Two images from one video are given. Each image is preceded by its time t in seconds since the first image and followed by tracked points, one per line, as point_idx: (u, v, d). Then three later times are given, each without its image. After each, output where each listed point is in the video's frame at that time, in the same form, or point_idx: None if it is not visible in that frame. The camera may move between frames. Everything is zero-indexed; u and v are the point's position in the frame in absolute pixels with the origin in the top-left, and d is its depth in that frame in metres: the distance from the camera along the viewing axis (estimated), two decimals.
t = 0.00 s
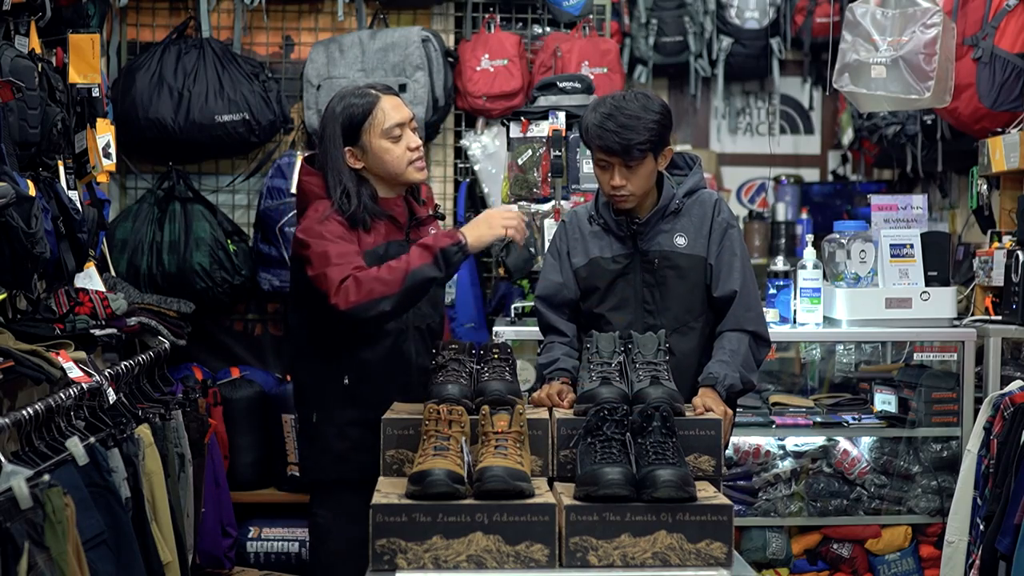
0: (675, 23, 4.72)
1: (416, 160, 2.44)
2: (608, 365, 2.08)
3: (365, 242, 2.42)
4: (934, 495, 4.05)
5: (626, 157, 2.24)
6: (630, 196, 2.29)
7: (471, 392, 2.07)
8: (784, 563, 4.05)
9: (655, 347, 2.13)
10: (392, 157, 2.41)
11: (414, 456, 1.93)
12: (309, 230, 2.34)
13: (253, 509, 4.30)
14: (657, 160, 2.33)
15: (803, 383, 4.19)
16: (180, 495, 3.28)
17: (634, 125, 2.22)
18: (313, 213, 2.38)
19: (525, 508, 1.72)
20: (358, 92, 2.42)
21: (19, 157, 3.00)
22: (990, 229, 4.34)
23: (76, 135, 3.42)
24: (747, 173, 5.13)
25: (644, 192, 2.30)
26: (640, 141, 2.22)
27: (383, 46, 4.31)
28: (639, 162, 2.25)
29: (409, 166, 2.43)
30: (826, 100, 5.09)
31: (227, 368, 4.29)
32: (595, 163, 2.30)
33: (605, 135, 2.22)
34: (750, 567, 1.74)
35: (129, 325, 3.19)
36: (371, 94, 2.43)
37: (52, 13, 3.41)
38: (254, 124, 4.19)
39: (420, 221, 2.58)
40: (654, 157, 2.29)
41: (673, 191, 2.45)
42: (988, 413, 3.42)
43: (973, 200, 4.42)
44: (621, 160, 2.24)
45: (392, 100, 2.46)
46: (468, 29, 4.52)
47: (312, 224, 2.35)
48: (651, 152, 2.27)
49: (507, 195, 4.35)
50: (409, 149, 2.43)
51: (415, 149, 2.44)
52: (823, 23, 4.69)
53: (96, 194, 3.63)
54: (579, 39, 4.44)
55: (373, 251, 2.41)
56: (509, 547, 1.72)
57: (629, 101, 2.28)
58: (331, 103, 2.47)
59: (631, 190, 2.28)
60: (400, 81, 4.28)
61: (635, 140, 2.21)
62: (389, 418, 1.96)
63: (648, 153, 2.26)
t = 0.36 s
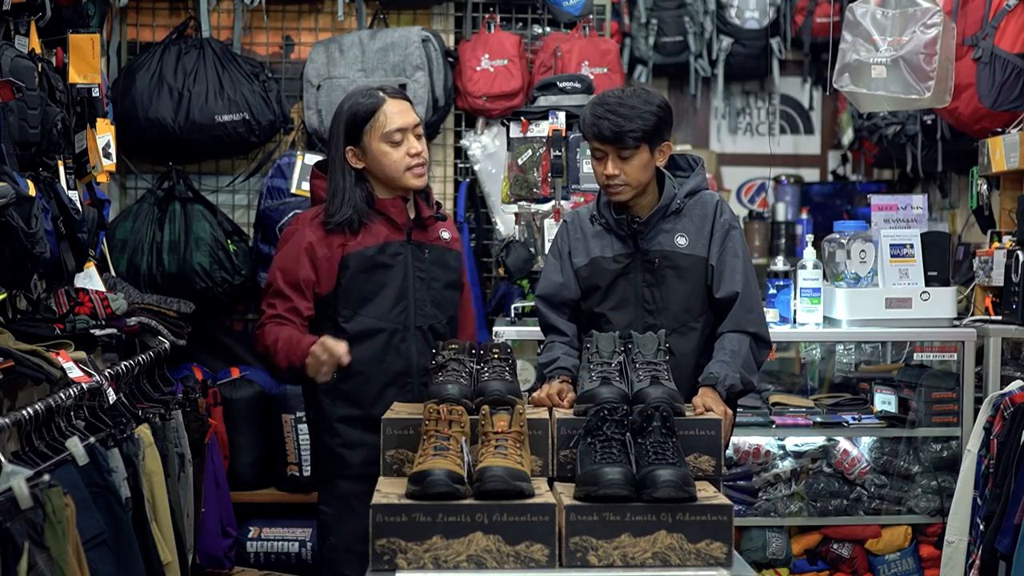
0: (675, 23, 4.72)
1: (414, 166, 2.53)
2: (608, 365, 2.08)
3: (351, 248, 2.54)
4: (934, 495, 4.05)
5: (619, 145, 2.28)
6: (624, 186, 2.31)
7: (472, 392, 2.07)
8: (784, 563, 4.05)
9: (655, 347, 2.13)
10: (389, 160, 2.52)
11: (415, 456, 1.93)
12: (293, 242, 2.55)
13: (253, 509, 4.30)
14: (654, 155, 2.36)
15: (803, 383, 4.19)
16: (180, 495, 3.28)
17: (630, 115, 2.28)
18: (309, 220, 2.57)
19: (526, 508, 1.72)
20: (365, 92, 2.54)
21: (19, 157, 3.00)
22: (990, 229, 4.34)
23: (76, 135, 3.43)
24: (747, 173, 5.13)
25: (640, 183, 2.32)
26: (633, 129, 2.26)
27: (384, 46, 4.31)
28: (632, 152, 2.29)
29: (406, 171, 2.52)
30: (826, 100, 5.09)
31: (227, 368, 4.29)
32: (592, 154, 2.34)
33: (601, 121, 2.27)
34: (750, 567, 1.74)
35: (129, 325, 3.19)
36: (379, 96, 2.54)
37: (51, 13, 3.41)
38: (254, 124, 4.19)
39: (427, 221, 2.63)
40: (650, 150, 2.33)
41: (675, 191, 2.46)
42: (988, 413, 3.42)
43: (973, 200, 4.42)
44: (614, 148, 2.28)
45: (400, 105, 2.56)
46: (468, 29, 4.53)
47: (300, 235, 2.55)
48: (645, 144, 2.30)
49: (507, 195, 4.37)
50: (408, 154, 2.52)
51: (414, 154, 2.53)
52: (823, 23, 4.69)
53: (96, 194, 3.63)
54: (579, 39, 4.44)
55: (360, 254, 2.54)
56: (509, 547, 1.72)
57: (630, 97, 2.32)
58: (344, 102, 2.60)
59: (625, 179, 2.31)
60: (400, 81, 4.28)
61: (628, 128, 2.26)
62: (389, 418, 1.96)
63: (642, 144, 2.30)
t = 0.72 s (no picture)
0: (675, 23, 4.72)
1: (413, 170, 2.52)
2: (608, 365, 2.08)
3: (350, 252, 2.56)
4: (934, 495, 4.05)
5: (598, 148, 2.30)
6: (609, 188, 2.34)
7: (471, 392, 2.06)
8: (784, 563, 4.05)
9: (655, 347, 2.13)
10: (388, 162, 2.52)
11: (414, 456, 1.93)
12: (298, 239, 2.60)
13: (254, 509, 4.30)
14: (642, 155, 2.35)
15: (803, 383, 4.19)
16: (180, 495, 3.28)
17: (607, 116, 2.29)
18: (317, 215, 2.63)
19: (526, 508, 1.72)
20: (375, 91, 2.53)
21: (19, 157, 3.00)
22: (990, 229, 4.34)
23: (76, 135, 3.43)
24: (747, 173, 5.13)
25: (625, 185, 2.34)
26: (609, 131, 2.28)
27: (383, 46, 4.31)
28: (614, 154, 2.30)
29: (404, 174, 2.52)
30: (826, 100, 5.09)
31: (227, 368, 4.29)
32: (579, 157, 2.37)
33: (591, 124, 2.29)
34: (750, 567, 1.74)
35: (129, 325, 3.19)
36: (387, 96, 2.53)
37: (52, 13, 3.40)
38: (254, 124, 4.19)
39: (430, 221, 2.64)
40: (635, 151, 2.32)
41: (673, 191, 2.45)
42: (988, 413, 3.42)
43: (973, 200, 4.41)
44: (594, 151, 2.30)
45: (407, 106, 2.54)
46: (468, 29, 4.53)
47: (304, 230, 2.60)
48: (627, 146, 2.30)
49: (507, 195, 4.35)
50: (407, 158, 2.52)
51: (414, 159, 2.52)
52: (823, 23, 4.70)
53: (96, 194, 3.63)
54: (579, 39, 4.44)
55: (361, 257, 2.55)
56: (509, 547, 1.72)
57: (617, 101, 2.33)
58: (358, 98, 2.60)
59: (609, 181, 2.33)
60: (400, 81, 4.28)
61: (606, 130, 2.28)
62: (389, 418, 1.96)
63: (623, 146, 2.30)
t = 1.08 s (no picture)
0: (675, 23, 4.73)
1: (414, 174, 2.51)
2: (608, 365, 2.08)
3: (347, 250, 2.56)
4: (934, 495, 4.05)
5: (596, 151, 2.30)
6: (608, 192, 2.34)
7: (471, 392, 2.06)
8: (784, 563, 4.05)
9: (655, 347, 2.13)
10: (390, 166, 2.51)
11: (414, 456, 1.92)
12: (294, 236, 2.59)
13: (254, 509, 4.30)
14: (639, 157, 2.36)
15: (803, 383, 4.19)
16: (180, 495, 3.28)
17: (606, 120, 2.29)
18: (314, 213, 2.61)
19: (525, 508, 1.72)
20: (377, 93, 2.51)
21: (19, 157, 3.00)
22: (990, 229, 4.34)
23: (76, 135, 3.42)
24: (747, 173, 5.13)
25: (623, 188, 2.34)
26: (606, 135, 2.28)
27: (383, 46, 4.31)
28: (612, 157, 2.30)
29: (405, 178, 2.51)
30: (826, 100, 5.09)
31: (227, 368, 4.29)
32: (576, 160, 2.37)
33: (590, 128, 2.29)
34: (750, 568, 1.74)
35: (128, 325, 3.19)
36: (391, 99, 2.52)
37: (52, 13, 3.41)
38: (254, 124, 4.19)
39: (429, 221, 2.63)
40: (632, 154, 2.32)
41: (670, 191, 2.46)
42: (988, 413, 3.42)
43: (973, 200, 4.41)
44: (592, 155, 2.30)
45: (411, 110, 2.53)
46: (468, 29, 4.52)
47: (301, 228, 2.59)
48: (625, 149, 2.30)
49: (507, 195, 4.34)
50: (409, 162, 2.50)
51: (417, 163, 2.50)
52: (823, 23, 4.70)
53: (96, 194, 3.63)
54: (579, 39, 4.44)
55: (358, 254, 2.55)
56: (509, 547, 1.72)
57: (613, 104, 2.33)
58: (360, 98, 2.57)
59: (607, 185, 2.33)
60: (400, 81, 4.28)
61: (604, 134, 2.28)
62: (389, 418, 1.96)
63: (621, 149, 2.30)
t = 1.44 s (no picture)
0: (675, 23, 4.73)
1: (434, 180, 2.54)
2: (608, 365, 2.08)
3: (351, 250, 2.58)
4: (934, 495, 4.05)
5: (603, 153, 2.29)
6: (614, 194, 2.33)
7: (471, 392, 2.06)
8: (785, 563, 4.05)
9: (655, 347, 2.13)
10: (413, 175, 2.52)
11: (414, 456, 1.92)
12: (296, 234, 2.54)
13: (254, 509, 4.29)
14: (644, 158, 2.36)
15: (803, 383, 4.19)
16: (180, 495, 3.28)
17: (612, 123, 2.28)
18: (315, 211, 2.57)
19: (525, 508, 1.72)
20: (393, 104, 2.50)
21: (19, 157, 3.00)
22: (990, 229, 4.34)
23: (76, 135, 3.42)
24: (747, 173, 5.13)
25: (629, 190, 2.34)
26: (615, 137, 2.27)
27: (383, 46, 4.30)
28: (619, 159, 2.30)
29: (427, 185, 2.53)
30: (826, 99, 5.09)
31: (227, 368, 4.29)
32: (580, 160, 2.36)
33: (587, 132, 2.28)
34: (750, 568, 1.74)
35: (128, 325, 3.19)
36: (406, 108, 2.51)
37: (52, 12, 3.41)
38: (254, 124, 4.19)
39: (429, 222, 2.64)
40: (638, 154, 2.33)
41: (671, 191, 2.46)
42: (988, 413, 3.42)
43: (973, 200, 4.41)
44: (599, 157, 2.29)
45: (424, 118, 2.54)
46: (468, 29, 4.52)
47: (303, 225, 2.55)
48: (632, 149, 2.31)
49: (507, 195, 4.34)
50: (430, 169, 2.53)
51: (436, 169, 2.54)
52: (823, 23, 4.70)
53: (96, 194, 3.63)
54: (579, 39, 4.44)
55: (361, 254, 2.57)
56: (508, 547, 1.72)
57: (613, 104, 2.33)
58: (367, 106, 2.54)
59: (613, 186, 2.32)
60: (400, 81, 4.28)
61: (611, 136, 2.27)
62: (389, 418, 1.96)
63: (628, 150, 2.30)
